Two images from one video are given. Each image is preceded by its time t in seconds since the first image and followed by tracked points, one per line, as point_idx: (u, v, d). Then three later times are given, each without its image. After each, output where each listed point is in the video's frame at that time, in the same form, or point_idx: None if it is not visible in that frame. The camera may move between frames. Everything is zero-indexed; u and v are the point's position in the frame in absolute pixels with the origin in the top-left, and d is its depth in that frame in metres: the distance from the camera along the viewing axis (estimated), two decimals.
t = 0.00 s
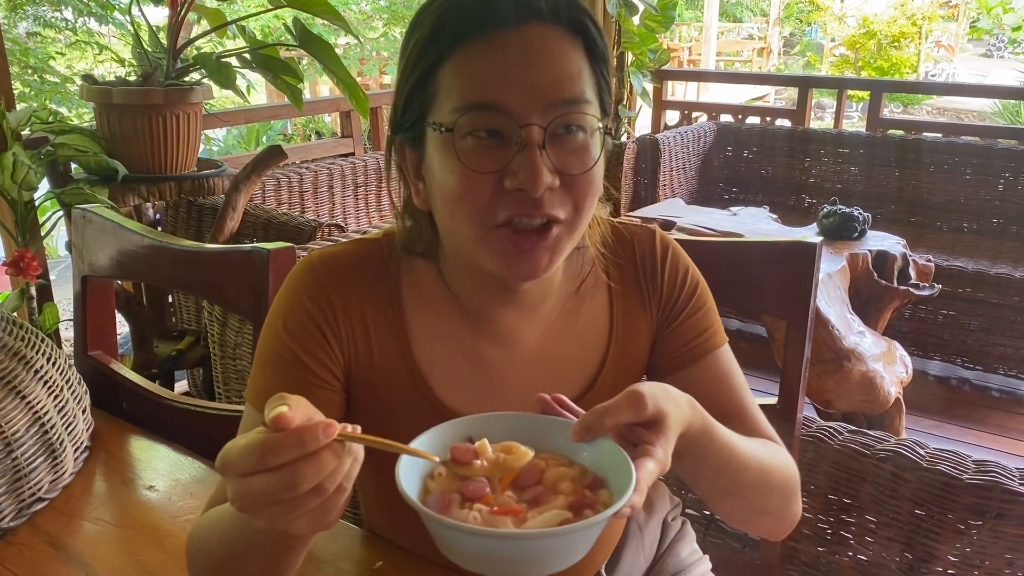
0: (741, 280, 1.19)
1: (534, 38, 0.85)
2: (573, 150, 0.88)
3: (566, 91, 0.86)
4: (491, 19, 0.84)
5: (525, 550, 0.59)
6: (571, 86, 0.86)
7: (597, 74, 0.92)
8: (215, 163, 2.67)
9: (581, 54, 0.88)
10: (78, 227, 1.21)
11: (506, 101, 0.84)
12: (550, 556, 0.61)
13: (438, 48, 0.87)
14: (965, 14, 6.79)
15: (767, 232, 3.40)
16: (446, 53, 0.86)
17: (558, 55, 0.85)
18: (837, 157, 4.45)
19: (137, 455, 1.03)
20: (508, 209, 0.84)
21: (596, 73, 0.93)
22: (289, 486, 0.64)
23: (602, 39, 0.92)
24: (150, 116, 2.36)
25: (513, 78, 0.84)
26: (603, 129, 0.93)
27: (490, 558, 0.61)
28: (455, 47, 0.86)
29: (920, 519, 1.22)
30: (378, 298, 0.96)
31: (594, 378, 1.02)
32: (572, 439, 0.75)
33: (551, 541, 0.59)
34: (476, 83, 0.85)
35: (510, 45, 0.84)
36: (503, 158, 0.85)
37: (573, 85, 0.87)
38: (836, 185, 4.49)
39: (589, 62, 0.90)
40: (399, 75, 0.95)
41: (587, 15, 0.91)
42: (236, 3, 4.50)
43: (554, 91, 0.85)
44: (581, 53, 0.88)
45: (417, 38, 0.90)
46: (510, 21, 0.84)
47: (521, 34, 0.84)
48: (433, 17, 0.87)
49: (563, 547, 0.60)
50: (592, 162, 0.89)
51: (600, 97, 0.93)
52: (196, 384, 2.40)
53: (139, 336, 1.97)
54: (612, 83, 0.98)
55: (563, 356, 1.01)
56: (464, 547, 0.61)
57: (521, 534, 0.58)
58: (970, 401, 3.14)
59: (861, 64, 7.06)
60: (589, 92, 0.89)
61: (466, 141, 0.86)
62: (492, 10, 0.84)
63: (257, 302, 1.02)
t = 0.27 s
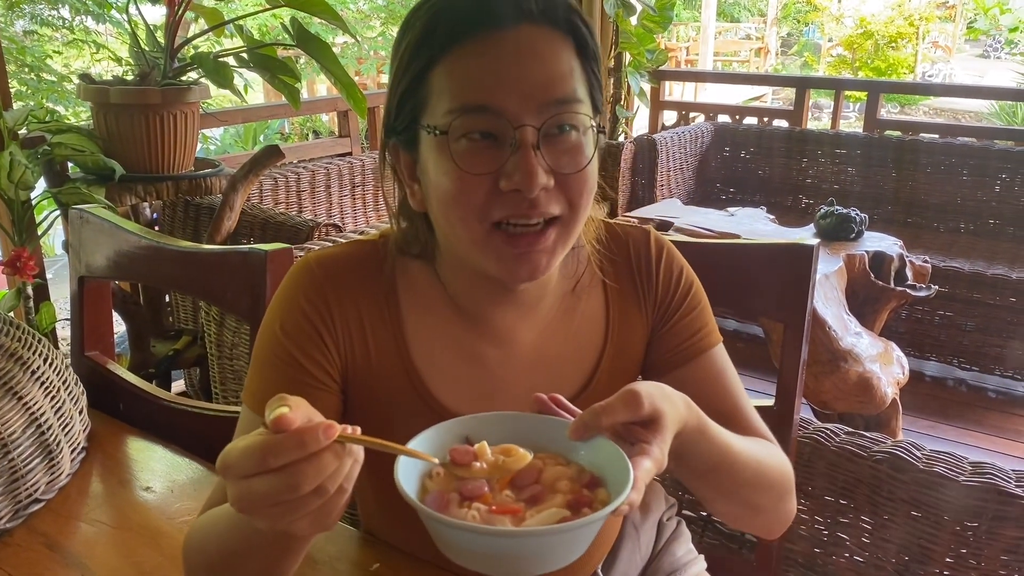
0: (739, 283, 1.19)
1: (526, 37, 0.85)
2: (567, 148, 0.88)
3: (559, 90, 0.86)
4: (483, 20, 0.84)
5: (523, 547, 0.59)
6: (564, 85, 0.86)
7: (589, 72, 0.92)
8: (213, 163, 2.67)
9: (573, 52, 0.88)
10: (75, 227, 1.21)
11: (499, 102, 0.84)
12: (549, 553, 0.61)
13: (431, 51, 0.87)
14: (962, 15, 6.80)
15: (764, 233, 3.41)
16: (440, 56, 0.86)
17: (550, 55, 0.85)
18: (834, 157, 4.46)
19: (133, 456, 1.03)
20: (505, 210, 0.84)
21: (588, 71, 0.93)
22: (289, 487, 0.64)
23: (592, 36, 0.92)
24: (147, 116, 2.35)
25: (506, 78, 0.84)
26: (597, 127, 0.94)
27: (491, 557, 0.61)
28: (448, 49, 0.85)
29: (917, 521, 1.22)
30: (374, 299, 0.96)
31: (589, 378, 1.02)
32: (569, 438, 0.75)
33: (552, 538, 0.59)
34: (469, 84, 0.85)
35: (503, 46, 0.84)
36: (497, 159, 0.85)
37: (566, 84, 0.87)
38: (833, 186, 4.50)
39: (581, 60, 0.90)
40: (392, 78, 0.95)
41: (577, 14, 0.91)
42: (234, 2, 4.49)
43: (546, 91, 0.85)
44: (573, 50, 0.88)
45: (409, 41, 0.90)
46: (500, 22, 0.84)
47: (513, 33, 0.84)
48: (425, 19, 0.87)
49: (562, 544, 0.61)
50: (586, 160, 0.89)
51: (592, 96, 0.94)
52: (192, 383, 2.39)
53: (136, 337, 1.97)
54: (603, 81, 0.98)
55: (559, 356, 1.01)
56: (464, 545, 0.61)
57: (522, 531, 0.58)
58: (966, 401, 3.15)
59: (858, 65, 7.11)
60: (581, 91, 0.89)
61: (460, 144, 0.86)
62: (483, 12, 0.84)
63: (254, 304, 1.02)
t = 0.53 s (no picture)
0: (737, 284, 1.19)
1: (508, 25, 0.85)
2: (545, 136, 0.87)
3: (536, 77, 0.86)
4: (463, 6, 0.85)
5: (530, 533, 0.59)
6: (543, 72, 0.87)
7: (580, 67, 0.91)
8: (211, 162, 2.67)
9: (561, 43, 0.88)
10: (73, 227, 1.21)
11: (477, 88, 0.85)
12: (555, 538, 0.61)
13: (412, 36, 0.88)
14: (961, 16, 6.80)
15: (762, 233, 3.41)
16: (419, 42, 0.87)
17: (529, 42, 0.85)
18: (832, 157, 4.47)
19: (131, 457, 1.03)
20: (474, 193, 0.84)
21: (578, 66, 0.92)
22: (296, 486, 0.63)
23: (585, 31, 0.92)
24: (145, 115, 2.35)
25: (483, 64, 0.84)
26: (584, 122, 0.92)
27: (500, 544, 0.61)
28: (427, 34, 0.86)
29: (915, 522, 1.23)
30: (374, 295, 0.96)
31: (589, 373, 1.01)
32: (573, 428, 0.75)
33: (559, 523, 0.59)
34: (450, 71, 0.85)
35: (484, 32, 0.84)
36: (468, 143, 0.85)
37: (546, 72, 0.87)
38: (832, 186, 4.50)
39: (569, 53, 0.89)
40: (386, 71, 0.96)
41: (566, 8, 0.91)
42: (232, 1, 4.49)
43: (523, 76, 0.86)
44: (561, 41, 0.88)
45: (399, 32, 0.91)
46: (479, 9, 0.84)
47: (495, 20, 0.84)
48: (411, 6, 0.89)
49: (569, 529, 0.61)
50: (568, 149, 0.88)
51: (583, 91, 0.93)
52: (190, 383, 2.39)
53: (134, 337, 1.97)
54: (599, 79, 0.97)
55: (559, 353, 1.01)
56: (472, 532, 0.61)
57: (531, 516, 0.58)
58: (964, 402, 3.15)
59: (856, 65, 7.09)
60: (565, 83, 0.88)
61: (435, 129, 0.87)
62: None
63: (251, 304, 1.01)
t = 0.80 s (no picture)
0: (737, 285, 1.19)
1: (509, 39, 0.83)
2: (550, 150, 0.87)
3: (541, 93, 0.85)
4: (465, 20, 0.83)
5: (536, 529, 0.59)
6: (548, 86, 0.85)
7: (585, 71, 0.90)
8: (209, 161, 2.66)
9: (563, 53, 0.87)
10: (71, 226, 1.20)
11: (480, 108, 0.84)
12: (560, 534, 0.61)
13: (414, 52, 0.87)
14: (960, 16, 6.80)
15: (761, 233, 3.41)
16: (421, 57, 0.86)
17: (533, 55, 0.84)
18: (831, 157, 4.47)
19: (128, 457, 1.02)
20: (486, 212, 0.85)
21: (582, 71, 0.91)
22: (296, 483, 0.63)
23: (586, 35, 0.90)
24: (144, 113, 2.34)
25: (486, 83, 0.83)
26: (589, 129, 0.92)
27: (507, 539, 0.61)
28: (429, 50, 0.85)
29: (914, 523, 1.22)
30: (374, 295, 0.96)
31: (590, 371, 1.01)
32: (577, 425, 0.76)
33: (567, 520, 0.59)
34: (453, 89, 0.84)
35: (486, 50, 0.83)
36: (476, 162, 0.85)
37: (551, 85, 0.85)
38: (831, 186, 4.50)
39: (573, 59, 0.88)
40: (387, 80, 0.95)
41: (569, 12, 0.89)
42: None
43: (527, 94, 0.84)
44: (564, 51, 0.87)
45: (399, 43, 0.90)
46: (482, 23, 0.83)
47: (496, 35, 0.83)
48: (412, 19, 0.87)
49: (575, 526, 0.61)
50: (572, 162, 0.88)
51: (587, 96, 0.92)
52: (188, 382, 2.38)
53: (132, 336, 1.99)
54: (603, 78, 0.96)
55: (559, 352, 1.00)
56: (480, 527, 0.61)
57: (537, 512, 0.58)
58: (962, 402, 3.16)
59: (855, 65, 7.09)
60: (570, 92, 0.88)
61: (442, 146, 0.86)
62: (463, 13, 0.83)
63: (249, 305, 1.01)
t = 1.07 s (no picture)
0: (738, 282, 1.19)
1: (496, 33, 0.82)
2: (545, 143, 0.86)
3: (533, 86, 0.84)
4: (453, 16, 0.82)
5: (540, 530, 0.59)
6: (538, 78, 0.84)
7: (576, 61, 0.89)
8: (208, 158, 2.66)
9: (551, 43, 0.86)
10: (68, 223, 1.20)
11: (472, 104, 0.83)
12: (564, 535, 0.61)
13: (403, 50, 0.86)
14: (959, 14, 6.80)
15: (761, 231, 3.40)
16: (411, 56, 0.85)
17: (522, 48, 0.83)
18: (831, 155, 4.46)
19: (125, 455, 1.02)
20: (483, 208, 0.84)
21: (573, 60, 0.90)
22: (294, 482, 0.62)
23: (575, 23, 0.89)
24: (142, 110, 2.34)
25: (477, 79, 0.82)
26: (583, 118, 0.92)
27: (511, 540, 0.60)
28: (418, 49, 0.84)
29: (916, 522, 1.22)
30: (375, 292, 0.95)
31: (592, 369, 1.01)
32: (581, 425, 0.75)
33: (571, 521, 0.59)
34: (444, 87, 0.83)
35: (475, 45, 0.82)
36: (470, 159, 0.84)
37: (541, 77, 0.85)
38: (831, 184, 4.49)
39: (562, 48, 0.87)
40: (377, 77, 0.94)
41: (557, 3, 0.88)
42: None
43: (517, 87, 0.84)
44: (551, 41, 0.86)
45: (388, 41, 0.89)
46: (469, 17, 0.82)
47: (483, 30, 0.82)
48: (399, 18, 0.86)
49: (580, 527, 0.60)
50: (567, 154, 0.88)
51: (580, 85, 0.91)
52: (186, 380, 2.38)
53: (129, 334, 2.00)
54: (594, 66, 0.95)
55: (562, 351, 1.00)
56: (483, 528, 0.61)
57: (540, 513, 0.58)
58: (962, 400, 3.15)
59: (855, 63, 7.09)
60: (562, 83, 0.87)
61: (435, 145, 0.86)
62: (450, 9, 0.82)
63: (247, 302, 1.01)
